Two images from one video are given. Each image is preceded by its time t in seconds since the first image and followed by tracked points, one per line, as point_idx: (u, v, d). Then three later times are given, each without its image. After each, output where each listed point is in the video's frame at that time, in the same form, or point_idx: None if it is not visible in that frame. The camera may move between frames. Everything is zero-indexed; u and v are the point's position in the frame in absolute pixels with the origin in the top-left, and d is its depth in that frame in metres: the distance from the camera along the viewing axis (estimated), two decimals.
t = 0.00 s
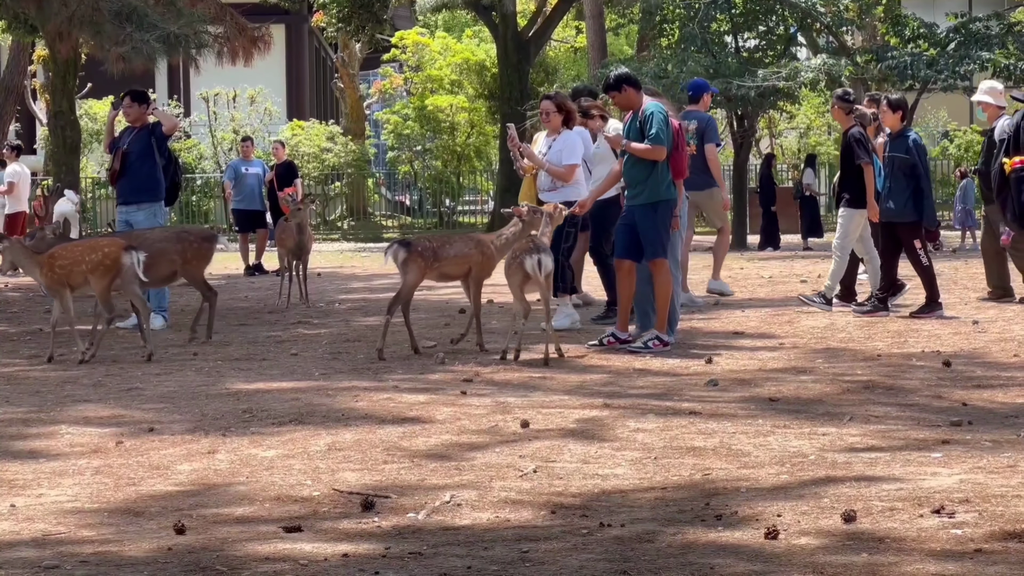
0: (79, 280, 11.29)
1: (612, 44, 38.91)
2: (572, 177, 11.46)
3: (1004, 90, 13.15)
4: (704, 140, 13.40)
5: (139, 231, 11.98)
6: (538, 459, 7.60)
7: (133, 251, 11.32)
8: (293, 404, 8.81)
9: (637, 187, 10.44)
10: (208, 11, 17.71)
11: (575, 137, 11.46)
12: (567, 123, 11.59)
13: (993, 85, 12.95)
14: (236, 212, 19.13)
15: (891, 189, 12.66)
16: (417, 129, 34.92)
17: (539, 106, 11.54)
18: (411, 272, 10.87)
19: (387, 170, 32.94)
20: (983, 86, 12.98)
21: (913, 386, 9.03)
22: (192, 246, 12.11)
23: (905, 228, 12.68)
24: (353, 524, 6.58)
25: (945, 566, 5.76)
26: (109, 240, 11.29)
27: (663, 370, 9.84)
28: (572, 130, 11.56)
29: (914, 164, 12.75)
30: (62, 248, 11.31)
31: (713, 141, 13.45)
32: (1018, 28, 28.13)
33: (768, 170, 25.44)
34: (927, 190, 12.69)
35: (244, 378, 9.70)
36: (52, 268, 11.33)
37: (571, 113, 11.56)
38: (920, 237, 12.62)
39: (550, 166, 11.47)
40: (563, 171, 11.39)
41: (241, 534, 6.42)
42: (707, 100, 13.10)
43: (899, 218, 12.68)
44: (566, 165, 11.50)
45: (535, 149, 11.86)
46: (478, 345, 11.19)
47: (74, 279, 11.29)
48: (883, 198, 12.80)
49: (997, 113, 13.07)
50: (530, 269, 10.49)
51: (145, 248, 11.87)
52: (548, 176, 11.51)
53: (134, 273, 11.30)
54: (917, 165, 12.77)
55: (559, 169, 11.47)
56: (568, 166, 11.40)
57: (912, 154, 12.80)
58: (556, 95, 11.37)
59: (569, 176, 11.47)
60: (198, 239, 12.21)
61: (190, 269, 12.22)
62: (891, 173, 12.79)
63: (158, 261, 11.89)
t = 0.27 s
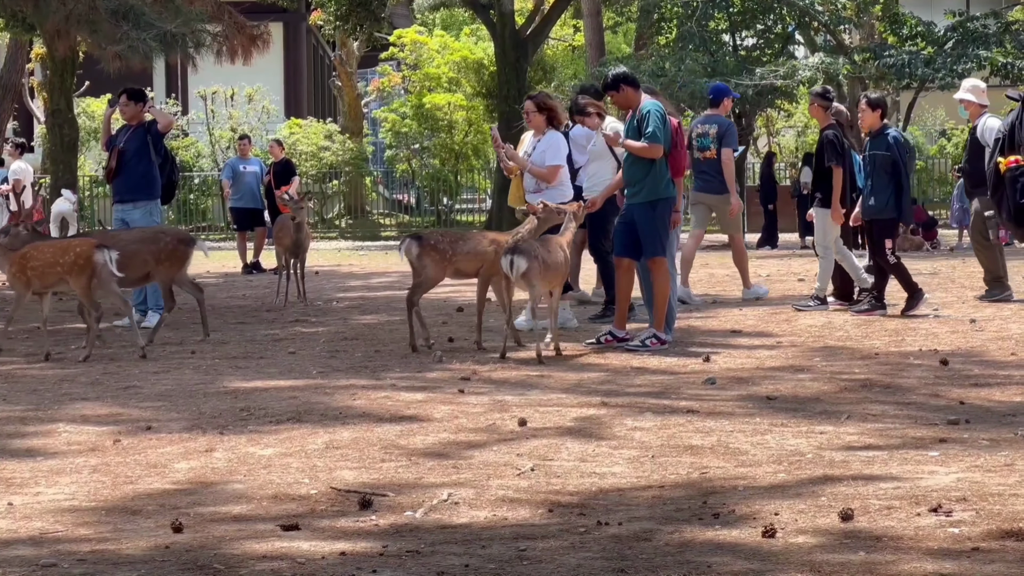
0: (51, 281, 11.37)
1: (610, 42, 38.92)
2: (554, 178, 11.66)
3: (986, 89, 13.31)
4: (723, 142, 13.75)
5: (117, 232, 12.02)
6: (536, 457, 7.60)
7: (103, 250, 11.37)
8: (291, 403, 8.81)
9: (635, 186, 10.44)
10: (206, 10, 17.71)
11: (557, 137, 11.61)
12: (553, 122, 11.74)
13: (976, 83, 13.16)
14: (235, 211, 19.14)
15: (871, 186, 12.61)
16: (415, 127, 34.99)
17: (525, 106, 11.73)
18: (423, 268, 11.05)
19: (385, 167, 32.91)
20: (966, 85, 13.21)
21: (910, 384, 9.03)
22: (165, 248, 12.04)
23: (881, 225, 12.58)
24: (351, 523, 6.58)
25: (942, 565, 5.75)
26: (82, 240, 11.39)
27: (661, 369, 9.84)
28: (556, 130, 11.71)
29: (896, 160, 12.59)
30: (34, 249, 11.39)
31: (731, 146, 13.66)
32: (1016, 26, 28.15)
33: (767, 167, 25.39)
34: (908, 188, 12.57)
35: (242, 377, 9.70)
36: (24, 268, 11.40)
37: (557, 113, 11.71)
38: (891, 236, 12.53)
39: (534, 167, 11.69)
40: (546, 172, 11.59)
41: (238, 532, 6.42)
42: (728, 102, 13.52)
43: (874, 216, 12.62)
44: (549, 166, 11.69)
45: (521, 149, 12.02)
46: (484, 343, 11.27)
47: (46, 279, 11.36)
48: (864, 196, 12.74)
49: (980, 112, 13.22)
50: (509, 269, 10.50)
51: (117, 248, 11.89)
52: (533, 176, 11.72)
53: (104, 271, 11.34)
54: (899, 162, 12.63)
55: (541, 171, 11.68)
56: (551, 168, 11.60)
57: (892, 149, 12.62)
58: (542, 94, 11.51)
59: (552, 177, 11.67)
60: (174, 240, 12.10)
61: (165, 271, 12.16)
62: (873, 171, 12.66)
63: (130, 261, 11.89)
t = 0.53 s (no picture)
0: (22, 282, 11.45)
1: (607, 42, 38.90)
2: (534, 176, 11.82)
3: (966, 92, 13.37)
4: (745, 141, 13.91)
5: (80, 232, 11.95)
6: (532, 457, 7.59)
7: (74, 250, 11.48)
8: (287, 403, 8.80)
9: (634, 186, 10.46)
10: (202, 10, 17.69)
11: (540, 136, 11.75)
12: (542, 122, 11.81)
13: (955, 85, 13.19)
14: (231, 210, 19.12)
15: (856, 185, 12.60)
16: (412, 127, 34.88)
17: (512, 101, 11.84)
18: (429, 268, 10.98)
19: (381, 167, 32.90)
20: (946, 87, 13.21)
21: (907, 385, 9.03)
22: (136, 246, 12.05)
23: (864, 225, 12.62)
24: (347, 523, 6.58)
25: (939, 566, 5.75)
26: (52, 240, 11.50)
27: (657, 369, 9.84)
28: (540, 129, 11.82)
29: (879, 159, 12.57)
30: (3, 251, 11.49)
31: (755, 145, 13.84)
32: (1012, 27, 28.14)
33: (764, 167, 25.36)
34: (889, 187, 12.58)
35: (237, 377, 9.69)
36: None
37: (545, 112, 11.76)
38: (866, 238, 12.58)
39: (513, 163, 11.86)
40: (522, 171, 11.75)
41: (234, 533, 6.41)
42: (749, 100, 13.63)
43: (864, 213, 12.61)
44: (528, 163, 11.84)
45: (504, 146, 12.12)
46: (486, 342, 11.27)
47: (17, 280, 11.44)
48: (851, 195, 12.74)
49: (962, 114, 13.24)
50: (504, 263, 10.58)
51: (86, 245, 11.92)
52: (513, 175, 11.88)
53: (75, 270, 11.47)
54: (884, 162, 12.57)
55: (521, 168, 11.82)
56: (532, 167, 11.76)
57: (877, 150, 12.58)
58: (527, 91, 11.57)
59: (532, 176, 11.82)
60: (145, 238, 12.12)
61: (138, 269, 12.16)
62: (857, 169, 12.64)
63: (96, 260, 11.90)
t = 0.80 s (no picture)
0: None
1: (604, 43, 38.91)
2: (519, 177, 11.77)
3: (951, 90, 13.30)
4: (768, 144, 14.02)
5: (48, 233, 12.04)
6: (529, 458, 7.59)
7: (51, 252, 11.49)
8: (284, 403, 8.80)
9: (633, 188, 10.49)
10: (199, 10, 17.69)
11: (524, 136, 11.73)
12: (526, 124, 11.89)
13: (941, 84, 13.11)
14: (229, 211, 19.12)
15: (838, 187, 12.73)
16: (409, 128, 34.88)
17: (495, 105, 11.96)
18: (430, 268, 10.98)
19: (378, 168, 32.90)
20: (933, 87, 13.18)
21: (904, 386, 9.04)
22: (106, 248, 12.03)
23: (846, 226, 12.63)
24: (344, 523, 6.58)
25: (936, 566, 5.76)
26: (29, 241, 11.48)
27: (655, 370, 9.84)
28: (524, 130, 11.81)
29: (860, 163, 12.67)
30: None
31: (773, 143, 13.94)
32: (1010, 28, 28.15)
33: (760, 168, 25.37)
34: (869, 189, 12.59)
35: (234, 377, 9.69)
36: None
37: (526, 113, 11.83)
38: (848, 239, 12.55)
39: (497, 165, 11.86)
40: (506, 171, 11.71)
41: (231, 533, 6.41)
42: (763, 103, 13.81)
43: (846, 217, 12.64)
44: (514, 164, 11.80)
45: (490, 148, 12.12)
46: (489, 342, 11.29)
47: None
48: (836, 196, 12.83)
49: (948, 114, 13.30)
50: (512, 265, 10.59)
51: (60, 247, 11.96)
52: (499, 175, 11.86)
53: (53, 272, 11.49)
54: (864, 165, 12.69)
55: (507, 169, 11.78)
56: (517, 166, 11.69)
57: (857, 152, 12.69)
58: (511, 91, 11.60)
59: (517, 176, 11.77)
60: (113, 239, 12.10)
61: (109, 269, 12.11)
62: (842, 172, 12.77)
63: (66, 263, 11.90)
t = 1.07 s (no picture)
0: None
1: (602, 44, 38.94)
2: (500, 179, 11.83)
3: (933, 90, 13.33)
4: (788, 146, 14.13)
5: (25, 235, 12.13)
6: (527, 459, 7.59)
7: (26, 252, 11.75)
8: (282, 404, 8.80)
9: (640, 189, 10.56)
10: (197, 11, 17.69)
11: (507, 138, 11.76)
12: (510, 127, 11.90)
13: (925, 87, 13.26)
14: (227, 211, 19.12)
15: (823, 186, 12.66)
16: (407, 129, 34.88)
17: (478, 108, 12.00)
18: (426, 270, 11.00)
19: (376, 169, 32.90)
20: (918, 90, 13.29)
21: (901, 387, 9.04)
22: (74, 249, 12.05)
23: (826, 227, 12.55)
24: (341, 524, 6.58)
25: (934, 568, 5.75)
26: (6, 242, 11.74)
27: (652, 372, 9.84)
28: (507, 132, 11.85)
29: (838, 166, 12.73)
30: None
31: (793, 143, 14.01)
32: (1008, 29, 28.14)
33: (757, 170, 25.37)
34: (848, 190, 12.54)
35: (233, 378, 9.69)
36: None
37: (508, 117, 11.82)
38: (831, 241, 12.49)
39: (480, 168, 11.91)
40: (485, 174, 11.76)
41: (228, 534, 6.41)
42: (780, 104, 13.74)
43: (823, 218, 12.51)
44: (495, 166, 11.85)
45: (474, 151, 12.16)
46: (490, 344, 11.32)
47: None
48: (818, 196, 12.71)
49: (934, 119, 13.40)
50: (517, 266, 10.59)
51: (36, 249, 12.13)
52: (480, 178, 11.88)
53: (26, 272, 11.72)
54: (843, 168, 12.75)
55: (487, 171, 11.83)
56: (498, 168, 11.74)
57: (838, 156, 12.73)
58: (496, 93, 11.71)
59: (497, 178, 11.83)
60: (83, 242, 12.12)
61: (81, 272, 12.14)
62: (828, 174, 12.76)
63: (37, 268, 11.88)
